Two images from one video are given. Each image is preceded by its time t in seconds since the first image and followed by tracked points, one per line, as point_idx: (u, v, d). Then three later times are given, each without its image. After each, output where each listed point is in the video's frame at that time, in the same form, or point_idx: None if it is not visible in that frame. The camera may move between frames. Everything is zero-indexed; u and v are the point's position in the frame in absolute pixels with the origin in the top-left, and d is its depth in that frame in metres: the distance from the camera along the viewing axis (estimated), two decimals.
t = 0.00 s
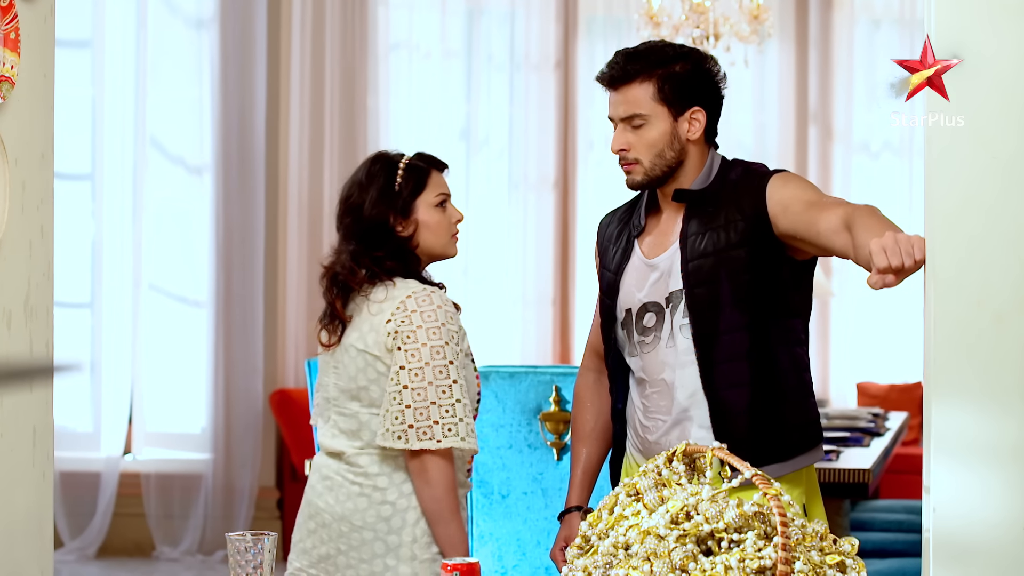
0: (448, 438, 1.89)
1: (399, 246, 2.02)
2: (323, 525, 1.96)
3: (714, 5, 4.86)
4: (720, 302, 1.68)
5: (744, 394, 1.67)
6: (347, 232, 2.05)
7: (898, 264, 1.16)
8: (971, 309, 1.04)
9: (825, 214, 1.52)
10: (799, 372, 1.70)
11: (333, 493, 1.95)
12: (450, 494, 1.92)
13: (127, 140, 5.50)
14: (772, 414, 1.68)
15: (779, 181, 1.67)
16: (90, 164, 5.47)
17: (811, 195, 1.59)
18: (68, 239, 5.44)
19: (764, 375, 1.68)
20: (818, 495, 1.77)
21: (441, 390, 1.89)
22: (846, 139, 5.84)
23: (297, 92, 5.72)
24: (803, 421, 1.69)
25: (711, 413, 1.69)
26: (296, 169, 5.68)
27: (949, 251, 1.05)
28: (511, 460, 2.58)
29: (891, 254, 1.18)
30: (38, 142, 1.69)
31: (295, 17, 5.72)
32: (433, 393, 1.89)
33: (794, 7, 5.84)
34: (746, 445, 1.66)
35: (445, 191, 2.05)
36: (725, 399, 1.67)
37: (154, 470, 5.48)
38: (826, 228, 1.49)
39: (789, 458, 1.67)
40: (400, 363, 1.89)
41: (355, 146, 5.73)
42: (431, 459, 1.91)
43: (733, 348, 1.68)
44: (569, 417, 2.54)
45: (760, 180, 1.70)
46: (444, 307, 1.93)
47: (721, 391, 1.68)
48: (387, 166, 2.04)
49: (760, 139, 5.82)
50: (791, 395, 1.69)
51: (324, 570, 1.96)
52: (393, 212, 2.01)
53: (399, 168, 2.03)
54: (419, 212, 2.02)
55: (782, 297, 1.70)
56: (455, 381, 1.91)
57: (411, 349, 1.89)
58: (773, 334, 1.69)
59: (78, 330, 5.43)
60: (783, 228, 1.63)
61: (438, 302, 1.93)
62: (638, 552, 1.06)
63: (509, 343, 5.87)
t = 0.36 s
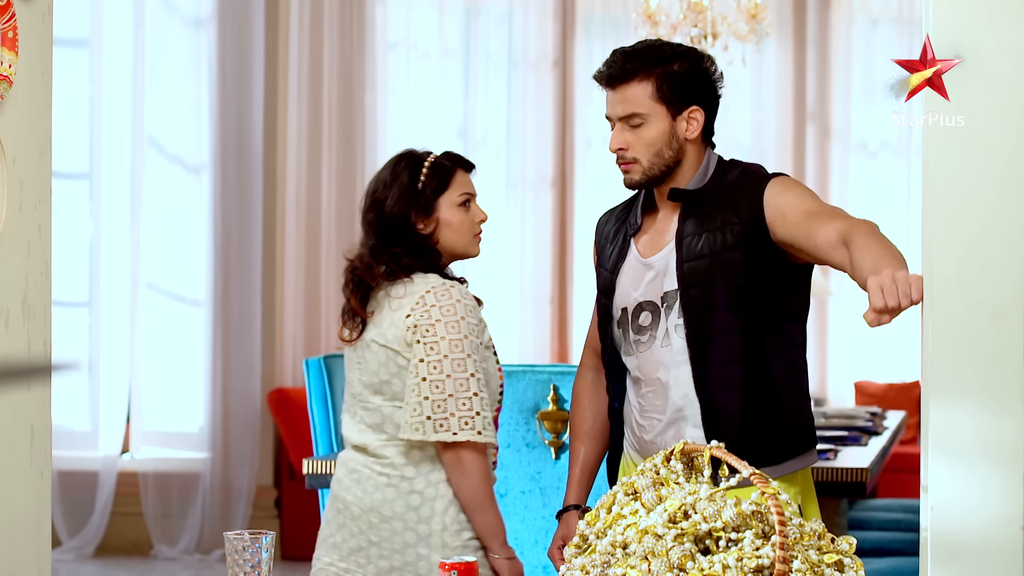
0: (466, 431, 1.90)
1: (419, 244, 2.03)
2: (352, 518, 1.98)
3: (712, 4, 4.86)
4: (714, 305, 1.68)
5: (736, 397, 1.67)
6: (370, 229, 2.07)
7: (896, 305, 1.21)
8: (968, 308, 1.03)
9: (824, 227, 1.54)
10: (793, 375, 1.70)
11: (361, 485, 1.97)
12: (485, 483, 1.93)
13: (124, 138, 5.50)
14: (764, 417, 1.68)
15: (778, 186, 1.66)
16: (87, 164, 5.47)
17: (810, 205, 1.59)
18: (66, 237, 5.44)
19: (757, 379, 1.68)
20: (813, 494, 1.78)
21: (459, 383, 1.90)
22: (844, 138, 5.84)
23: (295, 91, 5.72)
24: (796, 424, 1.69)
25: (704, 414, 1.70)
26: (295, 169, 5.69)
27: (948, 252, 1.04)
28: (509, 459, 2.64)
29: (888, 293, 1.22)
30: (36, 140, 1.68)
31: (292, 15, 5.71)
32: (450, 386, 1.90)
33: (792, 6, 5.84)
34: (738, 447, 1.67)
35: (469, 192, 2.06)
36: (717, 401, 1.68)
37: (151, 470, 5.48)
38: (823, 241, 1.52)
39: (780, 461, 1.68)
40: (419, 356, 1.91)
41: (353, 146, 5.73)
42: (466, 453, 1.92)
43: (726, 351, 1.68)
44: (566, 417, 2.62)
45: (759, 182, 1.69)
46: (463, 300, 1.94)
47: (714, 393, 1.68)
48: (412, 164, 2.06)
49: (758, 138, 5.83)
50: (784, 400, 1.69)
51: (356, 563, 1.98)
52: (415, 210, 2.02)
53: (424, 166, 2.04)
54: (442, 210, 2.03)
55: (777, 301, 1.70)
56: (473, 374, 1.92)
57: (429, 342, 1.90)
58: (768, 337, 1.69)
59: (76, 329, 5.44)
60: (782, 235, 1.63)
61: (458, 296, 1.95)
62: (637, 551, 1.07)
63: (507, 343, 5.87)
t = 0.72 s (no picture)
0: (502, 435, 1.91)
1: (443, 251, 2.04)
2: (387, 519, 1.97)
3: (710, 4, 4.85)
4: (708, 307, 1.69)
5: (729, 400, 1.68)
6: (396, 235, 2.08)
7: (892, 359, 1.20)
8: (965, 308, 1.05)
9: (823, 245, 1.56)
10: (787, 380, 1.70)
11: (396, 487, 1.97)
12: (523, 488, 1.95)
13: (122, 136, 5.50)
14: (757, 420, 1.68)
15: (774, 191, 1.67)
16: (85, 163, 5.47)
17: (807, 217, 1.60)
18: (64, 236, 5.46)
19: (751, 382, 1.69)
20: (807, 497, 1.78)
21: (492, 387, 1.92)
22: (842, 138, 5.84)
23: (292, 90, 5.71)
24: (789, 426, 1.69)
25: (697, 416, 1.71)
26: (292, 168, 5.67)
27: (950, 250, 1.05)
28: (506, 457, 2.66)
29: (886, 342, 1.21)
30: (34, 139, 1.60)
31: (290, 14, 5.70)
32: (484, 390, 1.91)
33: (790, 5, 5.85)
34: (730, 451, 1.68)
35: (495, 199, 2.06)
36: (710, 404, 1.69)
37: (149, 468, 5.48)
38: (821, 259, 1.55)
39: (773, 464, 1.68)
40: (451, 362, 1.92)
41: (350, 146, 5.75)
42: (503, 458, 1.94)
43: (719, 354, 1.68)
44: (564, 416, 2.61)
45: (756, 184, 1.70)
46: (492, 306, 1.96)
47: (706, 395, 1.69)
48: (438, 170, 2.06)
49: (755, 138, 5.84)
50: (777, 404, 1.69)
51: (389, 564, 1.96)
52: (439, 216, 2.03)
53: (450, 172, 2.05)
54: (465, 217, 2.04)
55: (771, 304, 1.70)
56: (505, 380, 1.93)
57: (460, 348, 1.92)
58: (763, 341, 1.69)
59: (74, 328, 5.46)
60: (777, 243, 1.64)
61: (486, 302, 1.96)
62: (634, 550, 1.07)
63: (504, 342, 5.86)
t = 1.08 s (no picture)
0: (548, 440, 1.98)
1: (470, 260, 2.11)
2: (435, 522, 2.04)
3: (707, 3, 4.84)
4: (703, 308, 1.70)
5: (722, 402, 1.68)
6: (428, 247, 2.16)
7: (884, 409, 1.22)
8: (963, 305, 1.07)
9: (820, 262, 1.57)
10: (781, 382, 1.70)
11: (444, 490, 2.04)
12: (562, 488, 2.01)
13: (118, 135, 5.49)
14: (750, 421, 1.69)
15: (772, 196, 1.66)
16: (81, 162, 5.46)
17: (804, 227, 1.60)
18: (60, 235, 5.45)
19: (744, 384, 1.69)
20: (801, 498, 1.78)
21: (534, 394, 1.98)
22: (838, 137, 5.85)
23: (288, 90, 5.70)
24: (782, 429, 1.70)
25: (689, 417, 1.72)
26: (288, 167, 5.67)
27: (950, 253, 1.07)
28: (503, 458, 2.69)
29: (880, 394, 1.22)
30: (31, 137, 1.57)
31: (286, 14, 5.69)
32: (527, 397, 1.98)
33: (786, 5, 5.87)
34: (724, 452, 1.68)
35: (522, 203, 2.11)
36: (703, 405, 1.70)
37: (145, 467, 5.47)
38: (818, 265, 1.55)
39: (766, 466, 1.69)
40: (491, 372, 1.98)
41: (347, 145, 5.75)
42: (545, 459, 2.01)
43: (712, 355, 1.69)
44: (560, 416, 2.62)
45: (752, 185, 1.69)
46: (529, 312, 2.02)
47: (699, 397, 1.70)
48: (464, 180, 2.12)
49: (752, 137, 5.85)
50: (770, 406, 1.69)
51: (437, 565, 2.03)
52: (465, 226, 2.10)
53: (475, 181, 2.11)
54: (492, 225, 2.09)
55: (764, 307, 1.71)
56: (547, 384, 2.00)
57: (500, 356, 1.98)
58: (757, 342, 1.70)
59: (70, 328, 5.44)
60: (774, 250, 1.65)
61: (523, 308, 2.02)
62: (631, 549, 1.07)
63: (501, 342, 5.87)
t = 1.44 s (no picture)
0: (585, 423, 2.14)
1: (503, 253, 2.30)
2: (487, 510, 2.21)
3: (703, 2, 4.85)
4: (700, 310, 1.70)
5: (717, 403, 1.69)
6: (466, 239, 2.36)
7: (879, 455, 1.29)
8: (961, 306, 1.08)
9: (818, 279, 1.57)
10: (776, 385, 1.70)
11: (497, 478, 2.21)
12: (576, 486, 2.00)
13: (115, 134, 5.48)
14: (745, 424, 1.70)
15: (772, 202, 1.66)
16: (78, 161, 5.45)
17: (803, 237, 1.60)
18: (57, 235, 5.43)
19: (740, 387, 1.70)
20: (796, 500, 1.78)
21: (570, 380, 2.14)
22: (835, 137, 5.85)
23: (285, 89, 5.70)
24: (777, 432, 1.70)
25: (684, 418, 1.73)
26: (286, 165, 5.67)
27: (949, 254, 1.08)
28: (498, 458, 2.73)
29: (874, 440, 1.29)
30: (27, 137, 1.57)
31: (283, 13, 5.69)
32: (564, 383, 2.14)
33: (782, 6, 5.87)
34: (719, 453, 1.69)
35: (553, 196, 2.28)
36: (698, 407, 1.70)
37: (142, 467, 5.46)
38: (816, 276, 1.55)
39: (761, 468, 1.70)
40: (529, 360, 2.15)
41: (344, 145, 5.75)
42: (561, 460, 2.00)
43: (708, 357, 1.70)
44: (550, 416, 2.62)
45: (750, 189, 1.69)
46: (563, 301, 2.19)
47: (695, 398, 1.71)
48: (498, 176, 2.31)
49: (748, 137, 5.87)
50: (765, 409, 1.70)
51: (489, 552, 2.20)
52: (498, 221, 2.29)
53: (507, 176, 2.29)
54: (525, 219, 2.27)
55: (760, 310, 1.71)
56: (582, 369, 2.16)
57: (537, 345, 2.15)
58: (753, 344, 1.70)
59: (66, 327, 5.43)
60: (771, 258, 1.64)
61: (560, 298, 2.19)
62: (627, 549, 1.07)
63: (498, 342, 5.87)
